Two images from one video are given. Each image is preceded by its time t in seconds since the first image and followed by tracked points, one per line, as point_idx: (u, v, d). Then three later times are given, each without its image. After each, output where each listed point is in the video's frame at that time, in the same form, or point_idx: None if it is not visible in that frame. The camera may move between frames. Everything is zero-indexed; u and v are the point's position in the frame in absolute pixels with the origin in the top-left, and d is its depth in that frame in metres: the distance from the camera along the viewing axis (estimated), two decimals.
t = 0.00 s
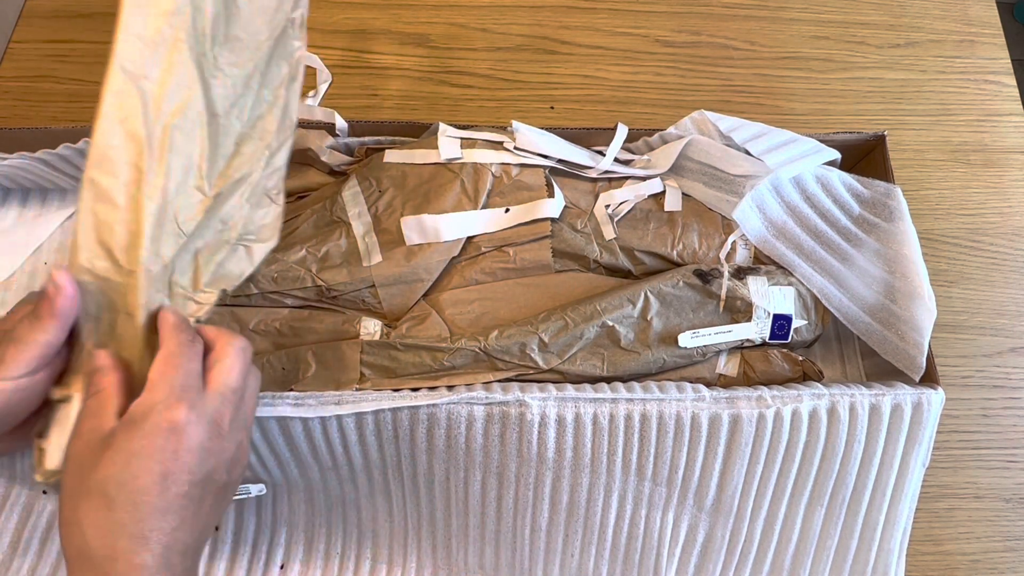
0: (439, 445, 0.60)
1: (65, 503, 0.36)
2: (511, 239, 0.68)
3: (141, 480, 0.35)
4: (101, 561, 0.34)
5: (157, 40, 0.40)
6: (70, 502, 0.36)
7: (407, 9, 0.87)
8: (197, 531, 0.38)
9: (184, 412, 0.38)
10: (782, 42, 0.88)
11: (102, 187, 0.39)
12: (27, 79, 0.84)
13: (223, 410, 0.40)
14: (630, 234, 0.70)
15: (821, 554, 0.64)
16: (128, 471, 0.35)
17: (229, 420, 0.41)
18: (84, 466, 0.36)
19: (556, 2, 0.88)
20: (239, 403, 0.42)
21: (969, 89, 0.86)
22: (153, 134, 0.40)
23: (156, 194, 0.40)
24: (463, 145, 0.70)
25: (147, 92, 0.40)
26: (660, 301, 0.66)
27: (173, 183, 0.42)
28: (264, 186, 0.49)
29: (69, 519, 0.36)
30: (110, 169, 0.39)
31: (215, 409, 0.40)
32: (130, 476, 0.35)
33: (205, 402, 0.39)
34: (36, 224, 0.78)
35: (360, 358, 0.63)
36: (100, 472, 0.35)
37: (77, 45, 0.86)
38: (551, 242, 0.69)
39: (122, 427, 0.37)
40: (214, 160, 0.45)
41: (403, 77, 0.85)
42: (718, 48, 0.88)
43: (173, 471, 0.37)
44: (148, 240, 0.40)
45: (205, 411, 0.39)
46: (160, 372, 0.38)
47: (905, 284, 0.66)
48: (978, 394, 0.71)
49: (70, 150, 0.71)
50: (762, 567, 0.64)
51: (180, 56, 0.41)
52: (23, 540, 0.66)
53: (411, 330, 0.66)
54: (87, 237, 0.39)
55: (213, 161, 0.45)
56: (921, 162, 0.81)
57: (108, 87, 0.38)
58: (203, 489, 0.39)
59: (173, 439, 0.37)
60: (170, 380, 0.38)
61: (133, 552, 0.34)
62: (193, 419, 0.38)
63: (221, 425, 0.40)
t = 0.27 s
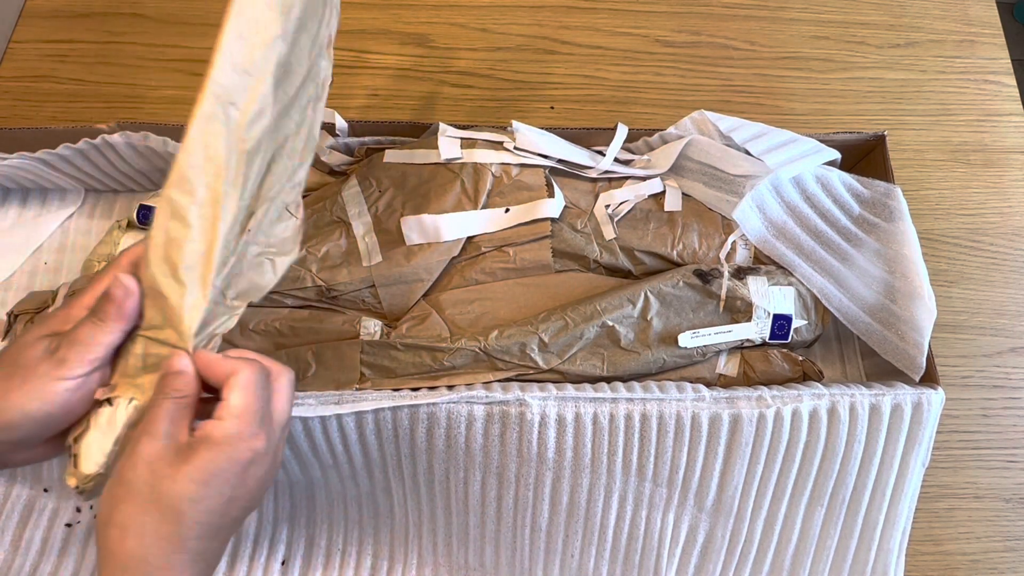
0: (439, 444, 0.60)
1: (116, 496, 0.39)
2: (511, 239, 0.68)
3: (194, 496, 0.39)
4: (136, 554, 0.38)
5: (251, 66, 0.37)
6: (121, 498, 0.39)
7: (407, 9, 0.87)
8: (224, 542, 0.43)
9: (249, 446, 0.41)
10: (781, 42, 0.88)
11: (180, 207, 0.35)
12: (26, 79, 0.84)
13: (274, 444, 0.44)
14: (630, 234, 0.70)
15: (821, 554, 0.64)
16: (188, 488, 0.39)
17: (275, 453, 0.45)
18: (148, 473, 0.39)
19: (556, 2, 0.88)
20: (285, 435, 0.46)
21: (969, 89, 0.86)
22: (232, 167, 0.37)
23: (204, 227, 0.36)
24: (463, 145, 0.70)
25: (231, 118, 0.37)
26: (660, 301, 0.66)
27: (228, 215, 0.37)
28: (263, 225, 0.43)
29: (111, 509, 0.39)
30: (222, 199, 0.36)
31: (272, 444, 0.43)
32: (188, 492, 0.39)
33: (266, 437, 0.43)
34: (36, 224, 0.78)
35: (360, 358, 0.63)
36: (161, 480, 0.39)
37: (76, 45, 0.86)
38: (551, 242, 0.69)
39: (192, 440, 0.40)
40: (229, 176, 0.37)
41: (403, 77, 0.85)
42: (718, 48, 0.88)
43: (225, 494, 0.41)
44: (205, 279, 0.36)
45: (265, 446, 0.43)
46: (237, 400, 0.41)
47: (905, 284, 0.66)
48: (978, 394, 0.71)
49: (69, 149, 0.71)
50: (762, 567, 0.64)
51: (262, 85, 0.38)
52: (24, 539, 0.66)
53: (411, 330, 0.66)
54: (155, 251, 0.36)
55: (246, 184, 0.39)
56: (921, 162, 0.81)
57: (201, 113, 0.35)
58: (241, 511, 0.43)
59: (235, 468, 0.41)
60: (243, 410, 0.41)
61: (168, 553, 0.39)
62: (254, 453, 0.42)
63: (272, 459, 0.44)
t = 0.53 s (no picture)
0: (439, 444, 0.60)
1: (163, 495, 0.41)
2: (511, 239, 0.68)
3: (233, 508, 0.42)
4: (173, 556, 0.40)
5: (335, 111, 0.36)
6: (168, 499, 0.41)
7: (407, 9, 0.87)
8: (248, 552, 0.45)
9: (292, 467, 0.43)
10: (781, 42, 0.88)
11: (260, 238, 0.36)
12: (26, 79, 0.84)
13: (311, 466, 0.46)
14: (630, 234, 0.70)
15: (821, 554, 0.64)
16: (232, 501, 0.41)
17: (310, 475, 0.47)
18: (198, 481, 0.41)
19: (556, 2, 0.88)
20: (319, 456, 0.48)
21: (968, 89, 0.86)
22: (317, 205, 0.37)
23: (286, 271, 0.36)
24: (463, 145, 0.70)
25: (315, 161, 0.36)
26: (660, 301, 0.66)
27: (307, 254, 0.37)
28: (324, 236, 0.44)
29: (155, 509, 0.41)
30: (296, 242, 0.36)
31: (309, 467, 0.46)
32: (230, 506, 0.41)
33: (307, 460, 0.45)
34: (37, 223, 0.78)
35: (360, 358, 0.63)
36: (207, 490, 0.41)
37: (76, 45, 0.86)
38: (551, 242, 0.69)
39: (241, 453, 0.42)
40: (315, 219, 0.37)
41: (403, 77, 0.85)
42: (718, 48, 0.88)
43: (261, 511, 0.43)
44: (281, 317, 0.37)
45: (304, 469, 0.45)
46: (292, 421, 0.43)
47: (904, 284, 0.66)
48: (978, 394, 0.71)
49: (69, 149, 0.71)
50: (762, 567, 0.64)
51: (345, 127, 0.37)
52: (25, 538, 0.65)
53: (411, 330, 0.66)
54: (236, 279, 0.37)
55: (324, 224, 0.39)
56: (921, 162, 0.81)
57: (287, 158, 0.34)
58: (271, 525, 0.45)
59: (275, 487, 0.43)
60: (294, 432, 0.43)
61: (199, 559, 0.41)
62: (296, 475, 0.44)
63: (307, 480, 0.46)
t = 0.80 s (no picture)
0: (439, 444, 0.60)
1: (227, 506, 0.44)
2: (511, 239, 0.68)
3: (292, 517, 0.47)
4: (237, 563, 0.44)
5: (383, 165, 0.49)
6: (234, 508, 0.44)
7: (407, 9, 0.87)
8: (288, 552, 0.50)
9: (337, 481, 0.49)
10: (782, 42, 0.88)
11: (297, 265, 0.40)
12: (26, 79, 0.84)
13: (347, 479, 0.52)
14: (630, 234, 0.70)
15: (821, 555, 0.64)
16: (293, 510, 0.47)
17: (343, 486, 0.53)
18: (263, 491, 0.45)
19: (556, 2, 0.88)
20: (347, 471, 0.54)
21: (969, 89, 0.86)
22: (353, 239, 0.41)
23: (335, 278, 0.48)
24: (462, 145, 0.70)
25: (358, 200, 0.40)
26: (660, 301, 0.66)
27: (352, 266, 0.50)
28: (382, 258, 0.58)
29: (218, 521, 0.44)
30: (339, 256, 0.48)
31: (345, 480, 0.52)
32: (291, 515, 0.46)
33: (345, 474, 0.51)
34: (37, 223, 0.78)
35: (360, 358, 0.63)
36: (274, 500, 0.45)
37: (76, 45, 0.86)
38: (551, 242, 0.69)
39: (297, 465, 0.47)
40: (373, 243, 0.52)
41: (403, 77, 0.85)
42: (718, 48, 0.88)
43: (309, 519, 0.48)
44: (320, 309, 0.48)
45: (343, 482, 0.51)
46: (343, 442, 0.49)
47: (904, 284, 0.66)
48: (978, 394, 0.71)
49: (70, 149, 0.71)
50: (762, 567, 0.64)
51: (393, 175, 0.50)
52: (26, 537, 0.66)
53: (411, 330, 0.66)
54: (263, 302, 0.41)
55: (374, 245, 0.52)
56: (921, 162, 0.81)
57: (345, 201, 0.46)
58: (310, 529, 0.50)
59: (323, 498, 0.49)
60: (341, 450, 0.49)
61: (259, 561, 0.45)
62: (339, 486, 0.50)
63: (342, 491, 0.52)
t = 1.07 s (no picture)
0: (439, 444, 0.60)
1: (201, 498, 0.41)
2: (511, 239, 0.68)
3: (268, 494, 0.41)
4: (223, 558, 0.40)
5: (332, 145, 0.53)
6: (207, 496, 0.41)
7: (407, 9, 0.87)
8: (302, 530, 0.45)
9: (319, 441, 0.43)
10: (782, 42, 0.88)
11: (262, 243, 0.46)
12: (26, 79, 0.84)
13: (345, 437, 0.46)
14: (630, 234, 0.70)
15: (821, 555, 0.64)
16: (268, 483, 0.41)
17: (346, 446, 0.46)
18: (224, 461, 0.41)
19: (556, 2, 0.88)
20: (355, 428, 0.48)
21: (969, 89, 0.86)
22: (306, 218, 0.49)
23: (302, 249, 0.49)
24: (462, 145, 0.70)
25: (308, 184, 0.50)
26: (660, 301, 0.66)
27: (308, 241, 0.50)
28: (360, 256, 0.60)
29: (197, 499, 0.41)
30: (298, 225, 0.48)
31: (340, 437, 0.45)
32: (268, 492, 0.41)
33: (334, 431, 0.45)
34: (38, 224, 0.78)
35: (360, 358, 0.63)
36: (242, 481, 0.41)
37: (76, 45, 0.86)
38: (551, 242, 0.69)
39: (264, 435, 0.42)
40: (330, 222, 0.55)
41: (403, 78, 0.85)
42: (718, 48, 0.88)
43: (297, 487, 0.42)
44: (287, 284, 0.47)
45: (334, 439, 0.44)
46: (309, 394, 0.43)
47: (904, 284, 0.66)
48: (978, 394, 0.71)
49: (69, 149, 0.71)
50: (762, 567, 0.64)
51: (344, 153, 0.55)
52: (25, 538, 0.65)
53: (411, 330, 0.66)
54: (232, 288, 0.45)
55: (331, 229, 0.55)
56: (921, 162, 0.81)
57: (292, 172, 0.49)
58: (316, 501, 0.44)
59: (307, 460, 0.42)
60: (311, 404, 0.43)
61: (248, 551, 0.40)
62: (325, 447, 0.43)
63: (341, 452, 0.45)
